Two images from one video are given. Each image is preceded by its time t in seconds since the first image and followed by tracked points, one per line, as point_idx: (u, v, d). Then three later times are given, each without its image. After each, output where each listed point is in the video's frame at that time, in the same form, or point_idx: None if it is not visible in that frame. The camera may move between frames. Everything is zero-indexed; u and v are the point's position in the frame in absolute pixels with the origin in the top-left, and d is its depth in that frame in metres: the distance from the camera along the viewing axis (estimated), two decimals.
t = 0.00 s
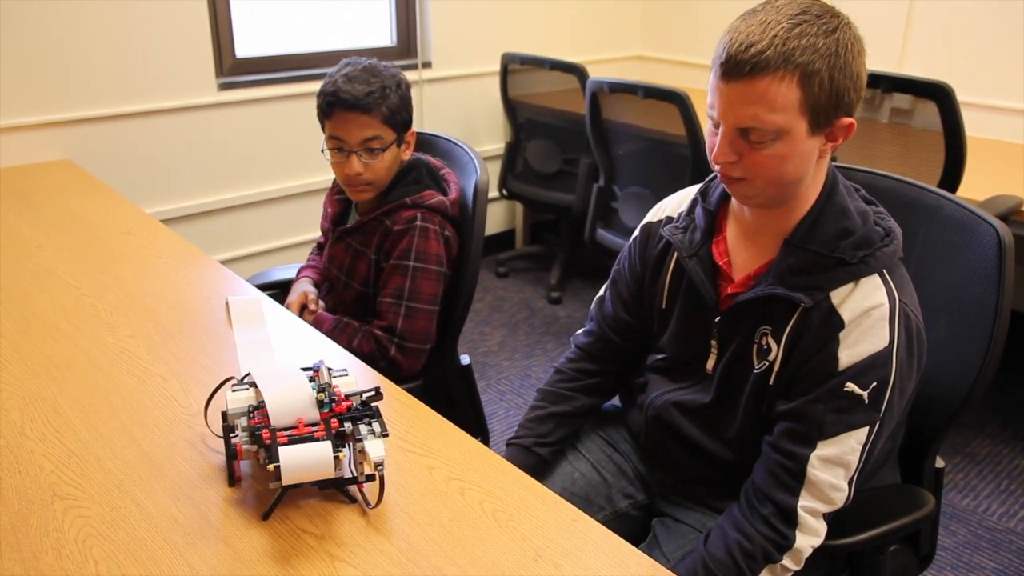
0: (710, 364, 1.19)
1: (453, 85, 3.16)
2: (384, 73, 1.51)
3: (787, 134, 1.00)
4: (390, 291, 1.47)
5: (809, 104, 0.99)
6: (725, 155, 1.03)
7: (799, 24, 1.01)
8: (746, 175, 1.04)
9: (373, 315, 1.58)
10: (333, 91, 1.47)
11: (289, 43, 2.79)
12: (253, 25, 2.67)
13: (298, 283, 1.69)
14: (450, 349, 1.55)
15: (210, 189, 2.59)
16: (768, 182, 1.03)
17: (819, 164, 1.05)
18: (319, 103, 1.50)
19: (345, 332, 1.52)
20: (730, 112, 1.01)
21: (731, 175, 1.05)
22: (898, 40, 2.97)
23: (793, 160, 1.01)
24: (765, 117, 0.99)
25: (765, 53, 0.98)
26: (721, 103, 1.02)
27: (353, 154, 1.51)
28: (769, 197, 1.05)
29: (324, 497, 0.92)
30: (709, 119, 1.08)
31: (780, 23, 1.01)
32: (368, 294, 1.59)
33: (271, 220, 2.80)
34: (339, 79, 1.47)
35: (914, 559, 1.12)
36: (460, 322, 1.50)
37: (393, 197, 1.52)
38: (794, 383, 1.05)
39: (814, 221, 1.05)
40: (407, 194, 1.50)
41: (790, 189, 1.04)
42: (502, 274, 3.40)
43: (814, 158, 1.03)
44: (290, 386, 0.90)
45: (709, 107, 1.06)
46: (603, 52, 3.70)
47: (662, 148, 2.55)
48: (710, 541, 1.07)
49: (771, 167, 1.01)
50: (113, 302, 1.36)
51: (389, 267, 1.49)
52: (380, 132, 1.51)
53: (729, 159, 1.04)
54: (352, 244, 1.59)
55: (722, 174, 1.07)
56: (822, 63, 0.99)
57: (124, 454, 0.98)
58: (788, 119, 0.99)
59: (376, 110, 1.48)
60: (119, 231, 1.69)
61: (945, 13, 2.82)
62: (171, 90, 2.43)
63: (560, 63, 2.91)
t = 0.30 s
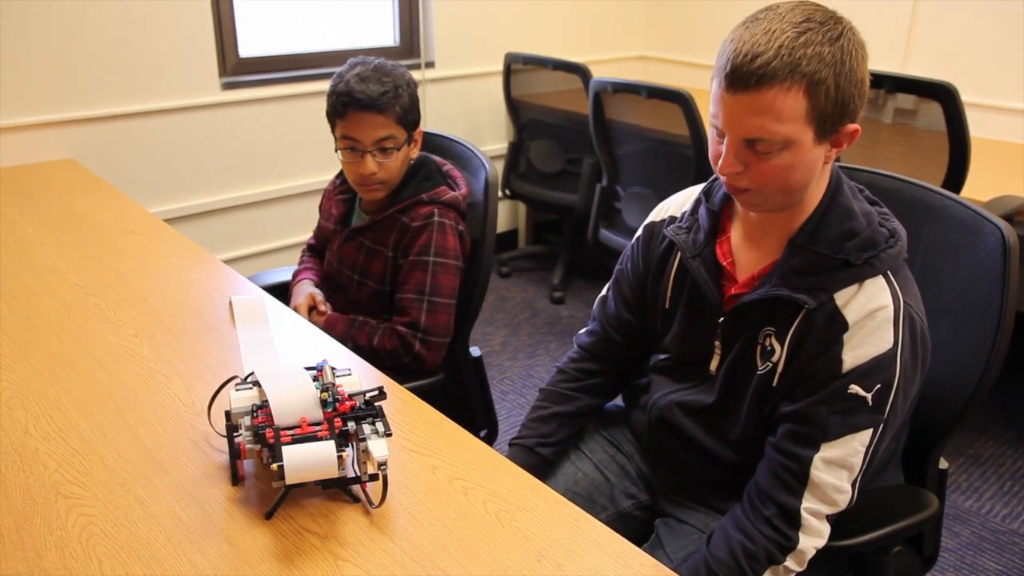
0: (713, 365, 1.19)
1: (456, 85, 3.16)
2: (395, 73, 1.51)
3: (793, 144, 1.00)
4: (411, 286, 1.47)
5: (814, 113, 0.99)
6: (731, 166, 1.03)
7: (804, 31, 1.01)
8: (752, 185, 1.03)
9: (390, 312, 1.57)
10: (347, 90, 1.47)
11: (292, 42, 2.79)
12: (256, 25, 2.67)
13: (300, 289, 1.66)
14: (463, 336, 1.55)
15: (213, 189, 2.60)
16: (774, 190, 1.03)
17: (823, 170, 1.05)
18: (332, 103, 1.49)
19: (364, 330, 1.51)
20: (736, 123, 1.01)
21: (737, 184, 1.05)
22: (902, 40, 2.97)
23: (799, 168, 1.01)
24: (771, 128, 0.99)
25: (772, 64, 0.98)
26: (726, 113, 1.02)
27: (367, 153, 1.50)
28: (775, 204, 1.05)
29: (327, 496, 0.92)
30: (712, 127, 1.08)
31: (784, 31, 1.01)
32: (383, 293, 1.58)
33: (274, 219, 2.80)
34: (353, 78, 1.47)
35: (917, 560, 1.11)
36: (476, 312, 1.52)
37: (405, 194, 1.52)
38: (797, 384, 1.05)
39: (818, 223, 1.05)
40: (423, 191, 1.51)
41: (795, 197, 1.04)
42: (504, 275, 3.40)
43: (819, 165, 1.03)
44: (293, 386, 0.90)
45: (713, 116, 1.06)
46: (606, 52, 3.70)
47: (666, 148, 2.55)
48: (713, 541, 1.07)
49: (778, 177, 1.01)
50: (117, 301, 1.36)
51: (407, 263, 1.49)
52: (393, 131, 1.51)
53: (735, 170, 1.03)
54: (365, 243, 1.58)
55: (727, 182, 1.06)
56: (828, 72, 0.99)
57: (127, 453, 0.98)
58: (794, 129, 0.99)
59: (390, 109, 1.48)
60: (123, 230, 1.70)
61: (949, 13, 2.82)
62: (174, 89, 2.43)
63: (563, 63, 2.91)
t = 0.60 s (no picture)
0: (715, 366, 1.19)
1: (458, 85, 3.16)
2: (404, 72, 1.53)
3: (794, 155, 1.00)
4: (436, 278, 1.48)
5: (815, 125, 0.99)
6: (732, 178, 1.03)
7: (803, 42, 1.00)
8: (754, 196, 1.03)
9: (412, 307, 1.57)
10: (360, 89, 1.47)
11: (295, 42, 2.79)
12: (259, 25, 2.68)
13: (308, 295, 1.63)
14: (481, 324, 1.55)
15: (215, 188, 2.60)
16: (776, 201, 1.03)
17: (823, 177, 1.05)
18: (344, 102, 1.50)
19: (388, 326, 1.50)
20: (736, 136, 1.00)
21: (737, 195, 1.05)
22: (904, 40, 2.96)
23: (800, 179, 1.01)
24: (772, 141, 0.99)
25: (771, 77, 0.97)
26: (726, 126, 1.01)
27: (382, 151, 1.51)
28: (777, 213, 1.05)
29: (329, 496, 0.92)
30: (712, 137, 1.08)
31: (783, 42, 1.00)
32: (403, 288, 1.58)
33: (277, 218, 2.80)
34: (365, 77, 1.48)
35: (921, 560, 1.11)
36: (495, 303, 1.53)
37: (419, 188, 1.53)
38: (799, 385, 1.05)
39: (820, 226, 1.05)
40: (439, 184, 1.52)
41: (796, 206, 1.04)
42: (507, 274, 3.40)
43: (820, 174, 1.03)
44: (296, 385, 0.90)
45: (712, 128, 1.05)
46: (608, 52, 3.70)
47: (668, 148, 2.55)
48: (715, 542, 1.07)
49: (779, 188, 1.02)
50: (120, 300, 1.36)
51: (430, 256, 1.50)
52: (405, 128, 1.52)
53: (736, 182, 1.03)
54: (379, 239, 1.57)
55: (727, 194, 1.06)
56: (828, 82, 0.99)
57: (130, 452, 0.98)
58: (795, 141, 0.99)
59: (404, 106, 1.49)
60: (125, 229, 1.70)
61: (952, 13, 2.81)
62: (176, 89, 2.43)
63: (566, 63, 2.91)
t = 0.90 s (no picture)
0: (718, 367, 1.19)
1: (460, 84, 3.16)
2: (413, 68, 1.54)
3: (794, 158, 0.99)
4: (457, 269, 1.50)
5: (815, 128, 0.99)
6: (731, 179, 1.03)
7: (806, 45, 1.00)
8: (753, 198, 1.04)
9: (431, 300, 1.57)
10: (374, 86, 1.47)
11: (296, 41, 2.79)
12: (261, 23, 2.68)
13: (317, 295, 1.60)
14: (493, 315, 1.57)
15: (217, 187, 2.60)
16: (775, 203, 1.03)
17: (824, 180, 1.05)
18: (357, 99, 1.49)
19: (409, 319, 1.50)
20: (736, 138, 1.00)
21: (737, 196, 1.05)
22: (907, 40, 2.96)
23: (800, 182, 1.01)
24: (772, 143, 0.98)
25: (772, 80, 0.97)
26: (726, 128, 1.01)
27: (397, 147, 1.51)
28: (776, 215, 1.05)
29: (331, 495, 0.92)
30: (713, 138, 1.07)
31: (786, 45, 1.00)
32: (419, 281, 1.58)
33: (278, 217, 2.80)
34: (377, 74, 1.48)
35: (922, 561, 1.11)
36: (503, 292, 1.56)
37: (432, 182, 1.54)
38: (802, 386, 1.05)
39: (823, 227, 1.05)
40: (451, 177, 1.54)
41: (795, 208, 1.04)
42: (508, 273, 3.40)
43: (820, 177, 1.03)
44: (297, 384, 0.90)
45: (713, 129, 1.05)
46: (610, 51, 3.69)
47: (670, 147, 2.55)
48: (716, 541, 1.07)
49: (778, 190, 1.02)
50: (121, 299, 1.36)
51: (448, 248, 1.52)
52: (418, 123, 1.52)
53: (735, 183, 1.03)
54: (391, 236, 1.58)
55: (727, 194, 1.06)
56: (829, 86, 0.99)
57: (131, 451, 0.98)
58: (795, 145, 0.99)
59: (416, 102, 1.50)
60: (127, 228, 1.70)
61: (955, 13, 2.81)
62: (177, 88, 2.43)
63: (568, 62, 2.91)
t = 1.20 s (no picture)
0: (720, 366, 1.19)
1: (462, 83, 3.16)
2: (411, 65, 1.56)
3: (789, 154, 0.99)
4: (469, 264, 1.53)
5: (810, 124, 0.99)
6: (726, 174, 1.03)
7: (803, 42, 1.00)
8: (749, 194, 1.04)
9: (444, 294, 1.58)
10: (378, 81, 1.48)
11: (298, 41, 2.79)
12: (263, 22, 2.68)
13: (325, 296, 1.60)
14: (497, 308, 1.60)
15: (219, 186, 2.60)
16: (771, 200, 1.03)
17: (823, 178, 1.05)
18: (361, 96, 1.50)
19: (423, 314, 1.53)
20: (731, 133, 1.01)
21: (733, 192, 1.05)
22: (909, 39, 2.96)
23: (795, 178, 1.01)
24: (765, 139, 0.99)
25: (766, 75, 0.98)
26: (722, 123, 1.02)
27: (404, 140, 1.51)
28: (773, 213, 1.05)
29: (333, 495, 0.92)
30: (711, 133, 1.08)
31: (782, 41, 1.01)
32: (429, 277, 1.59)
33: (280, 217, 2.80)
34: (379, 70, 1.49)
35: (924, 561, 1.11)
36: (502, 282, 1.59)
37: (437, 176, 1.55)
38: (804, 386, 1.05)
39: (825, 226, 1.04)
40: (456, 173, 1.56)
41: (792, 206, 1.04)
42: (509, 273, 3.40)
43: (817, 175, 1.02)
44: (299, 384, 0.90)
45: (710, 124, 1.06)
46: (612, 50, 3.69)
47: (672, 146, 2.55)
48: (718, 541, 1.07)
49: (774, 186, 1.01)
50: (124, 299, 1.36)
51: (458, 243, 1.54)
52: (421, 117, 1.54)
53: (731, 178, 1.04)
54: (399, 233, 1.57)
55: (724, 190, 1.06)
56: (825, 83, 0.99)
57: (134, 450, 0.98)
58: (789, 140, 0.99)
59: (420, 96, 1.52)
60: (129, 227, 1.70)
61: (957, 12, 2.81)
62: (179, 88, 2.43)
63: (569, 61, 2.91)
